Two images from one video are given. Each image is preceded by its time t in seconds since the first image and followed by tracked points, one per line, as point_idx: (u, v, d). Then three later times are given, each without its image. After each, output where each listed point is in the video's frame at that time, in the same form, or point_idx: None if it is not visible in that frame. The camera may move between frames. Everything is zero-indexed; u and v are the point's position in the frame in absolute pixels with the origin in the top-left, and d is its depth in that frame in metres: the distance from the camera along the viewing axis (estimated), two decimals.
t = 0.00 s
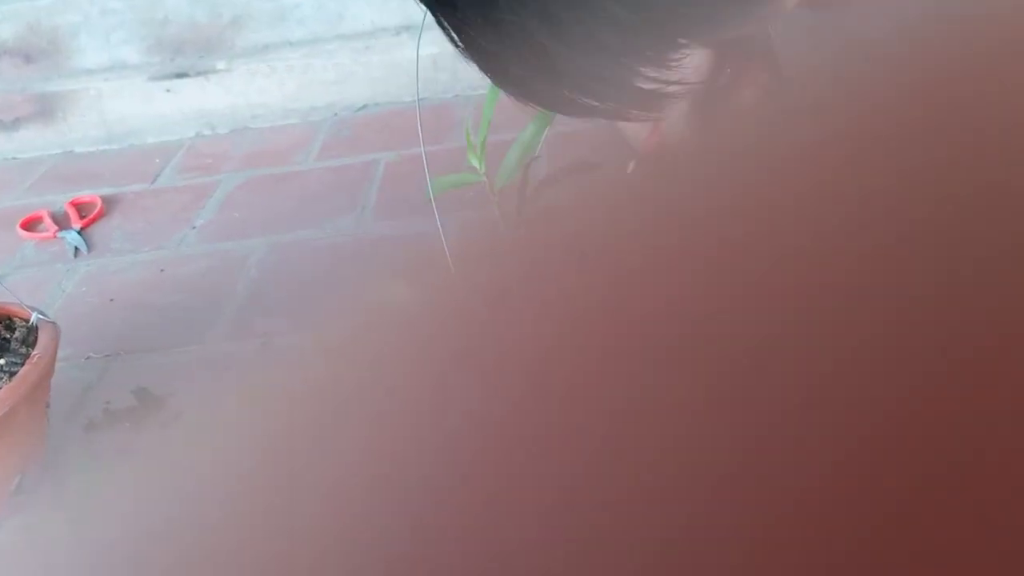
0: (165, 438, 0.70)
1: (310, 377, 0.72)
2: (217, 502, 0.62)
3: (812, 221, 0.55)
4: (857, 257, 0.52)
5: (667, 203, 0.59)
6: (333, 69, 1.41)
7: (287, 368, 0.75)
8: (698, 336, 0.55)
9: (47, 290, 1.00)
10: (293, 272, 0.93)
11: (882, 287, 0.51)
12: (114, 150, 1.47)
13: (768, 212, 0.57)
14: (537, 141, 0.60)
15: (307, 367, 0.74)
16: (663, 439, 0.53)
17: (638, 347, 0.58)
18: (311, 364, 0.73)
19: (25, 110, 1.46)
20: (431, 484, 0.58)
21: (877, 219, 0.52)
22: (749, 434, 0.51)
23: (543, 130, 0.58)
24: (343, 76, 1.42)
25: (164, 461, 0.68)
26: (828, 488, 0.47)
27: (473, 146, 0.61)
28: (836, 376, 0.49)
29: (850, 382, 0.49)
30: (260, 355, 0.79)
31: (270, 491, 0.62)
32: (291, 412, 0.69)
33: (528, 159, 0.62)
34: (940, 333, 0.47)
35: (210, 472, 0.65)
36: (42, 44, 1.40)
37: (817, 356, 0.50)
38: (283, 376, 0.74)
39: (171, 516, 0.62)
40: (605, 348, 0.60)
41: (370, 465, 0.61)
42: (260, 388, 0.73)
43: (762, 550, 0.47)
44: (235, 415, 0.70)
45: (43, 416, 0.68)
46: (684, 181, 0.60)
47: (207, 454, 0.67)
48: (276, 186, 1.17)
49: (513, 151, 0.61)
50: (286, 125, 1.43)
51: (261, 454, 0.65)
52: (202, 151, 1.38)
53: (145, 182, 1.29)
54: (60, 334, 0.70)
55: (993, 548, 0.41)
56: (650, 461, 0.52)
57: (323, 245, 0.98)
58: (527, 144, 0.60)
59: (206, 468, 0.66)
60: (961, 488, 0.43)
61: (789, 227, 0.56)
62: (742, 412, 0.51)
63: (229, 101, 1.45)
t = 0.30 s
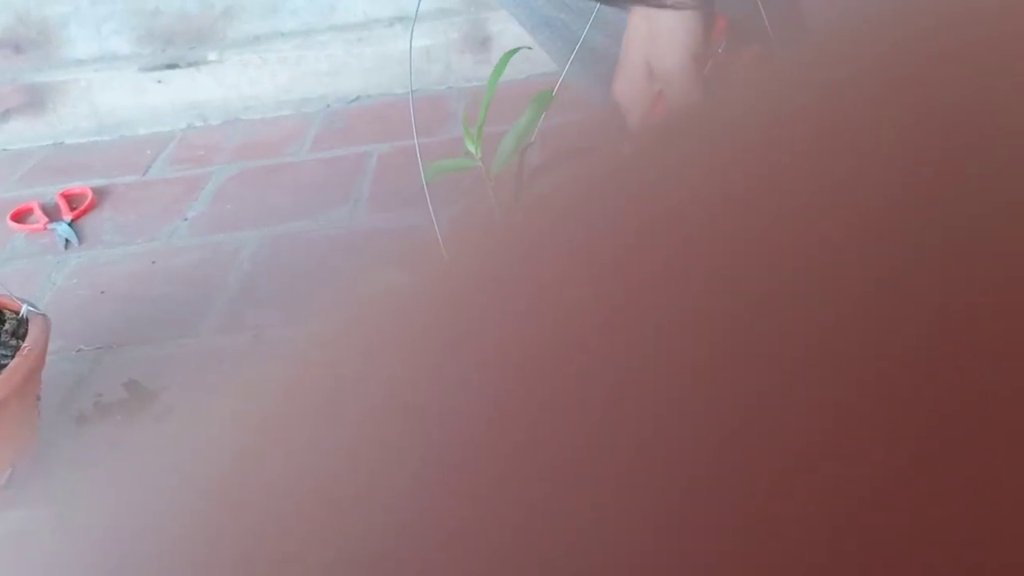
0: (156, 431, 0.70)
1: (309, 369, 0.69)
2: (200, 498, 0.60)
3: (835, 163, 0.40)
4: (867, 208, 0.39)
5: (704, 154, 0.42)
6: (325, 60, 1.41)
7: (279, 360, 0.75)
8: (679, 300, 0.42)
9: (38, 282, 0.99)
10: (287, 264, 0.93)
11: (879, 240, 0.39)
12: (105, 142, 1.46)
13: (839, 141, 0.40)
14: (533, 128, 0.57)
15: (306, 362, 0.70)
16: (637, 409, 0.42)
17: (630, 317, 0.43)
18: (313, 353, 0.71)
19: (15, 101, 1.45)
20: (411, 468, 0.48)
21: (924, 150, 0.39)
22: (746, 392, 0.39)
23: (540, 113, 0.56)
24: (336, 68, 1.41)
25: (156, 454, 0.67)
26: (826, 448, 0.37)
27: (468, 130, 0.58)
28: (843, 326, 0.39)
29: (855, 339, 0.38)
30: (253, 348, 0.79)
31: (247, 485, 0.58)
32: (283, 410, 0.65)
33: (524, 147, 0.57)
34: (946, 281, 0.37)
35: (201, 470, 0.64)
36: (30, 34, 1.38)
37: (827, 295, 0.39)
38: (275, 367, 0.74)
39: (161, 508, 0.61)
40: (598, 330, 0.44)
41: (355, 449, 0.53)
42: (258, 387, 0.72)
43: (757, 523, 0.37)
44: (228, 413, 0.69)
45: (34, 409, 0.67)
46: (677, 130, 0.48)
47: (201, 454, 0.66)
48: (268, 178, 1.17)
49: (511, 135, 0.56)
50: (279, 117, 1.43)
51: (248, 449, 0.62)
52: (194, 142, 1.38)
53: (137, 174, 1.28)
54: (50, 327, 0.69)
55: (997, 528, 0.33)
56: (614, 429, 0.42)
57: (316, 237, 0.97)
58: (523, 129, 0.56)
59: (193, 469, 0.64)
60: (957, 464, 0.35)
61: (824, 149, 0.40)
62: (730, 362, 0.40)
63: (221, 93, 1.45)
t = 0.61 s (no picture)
0: (151, 423, 0.69)
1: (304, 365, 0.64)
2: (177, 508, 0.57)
3: (835, 161, 0.35)
4: (872, 204, 0.33)
5: (730, 125, 0.37)
6: (320, 51, 1.39)
7: (276, 351, 0.75)
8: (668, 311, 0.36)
9: (31, 274, 0.99)
10: (282, 257, 0.92)
11: (887, 238, 0.33)
12: (99, 133, 1.45)
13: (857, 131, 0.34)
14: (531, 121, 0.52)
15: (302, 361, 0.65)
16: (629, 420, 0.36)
17: (633, 321, 0.36)
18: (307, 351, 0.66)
19: (9, 93, 1.44)
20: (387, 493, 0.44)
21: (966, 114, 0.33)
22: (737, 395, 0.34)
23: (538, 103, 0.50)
24: (331, 59, 1.40)
25: (149, 445, 0.67)
26: (824, 469, 0.32)
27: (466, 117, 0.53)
28: (843, 323, 0.33)
29: (864, 332, 0.32)
30: (249, 340, 0.79)
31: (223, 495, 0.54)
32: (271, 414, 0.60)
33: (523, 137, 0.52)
34: (950, 263, 0.32)
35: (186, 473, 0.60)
36: (25, 25, 1.37)
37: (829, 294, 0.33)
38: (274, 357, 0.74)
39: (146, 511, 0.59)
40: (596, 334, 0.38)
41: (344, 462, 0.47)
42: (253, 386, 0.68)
43: (748, 541, 0.33)
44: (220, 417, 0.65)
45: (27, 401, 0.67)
46: (706, 105, 0.40)
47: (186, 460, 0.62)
48: (263, 170, 1.16)
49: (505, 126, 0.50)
50: (274, 108, 1.42)
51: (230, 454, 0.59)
52: (188, 133, 1.37)
53: (130, 165, 1.27)
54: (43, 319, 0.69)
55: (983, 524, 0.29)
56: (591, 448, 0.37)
57: (311, 229, 0.97)
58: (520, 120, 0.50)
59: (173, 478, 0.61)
60: (964, 461, 0.30)
61: (815, 148, 0.35)
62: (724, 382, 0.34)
63: (215, 84, 1.43)
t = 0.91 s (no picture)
0: (133, 422, 0.68)
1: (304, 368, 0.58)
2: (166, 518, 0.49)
3: (830, 161, 0.32)
4: (859, 225, 0.30)
5: (706, 129, 0.37)
6: (308, 47, 1.38)
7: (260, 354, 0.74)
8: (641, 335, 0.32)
9: (13, 270, 0.97)
10: (269, 255, 0.91)
11: (887, 241, 0.29)
12: (83, 128, 1.43)
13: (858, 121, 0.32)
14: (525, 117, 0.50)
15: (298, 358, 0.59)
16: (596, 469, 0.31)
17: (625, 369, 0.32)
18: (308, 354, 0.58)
19: None
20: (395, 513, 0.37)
21: (970, 121, 0.30)
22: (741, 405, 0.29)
23: (534, 101, 0.49)
24: (320, 55, 1.39)
25: (130, 444, 0.65)
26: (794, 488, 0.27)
27: (461, 115, 0.53)
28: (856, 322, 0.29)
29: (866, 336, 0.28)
30: (234, 339, 0.78)
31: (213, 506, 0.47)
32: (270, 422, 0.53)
33: (516, 135, 0.50)
34: (952, 264, 0.28)
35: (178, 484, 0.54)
36: (10, 19, 1.36)
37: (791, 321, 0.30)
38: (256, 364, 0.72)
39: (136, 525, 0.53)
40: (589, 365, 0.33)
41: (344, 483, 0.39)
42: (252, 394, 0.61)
43: (752, 547, 0.27)
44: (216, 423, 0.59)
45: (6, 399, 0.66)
46: (693, 129, 0.38)
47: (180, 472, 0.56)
48: (250, 166, 1.15)
49: (499, 122, 0.49)
50: (262, 104, 1.40)
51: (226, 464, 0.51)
52: (174, 129, 1.35)
53: (115, 161, 1.26)
54: (24, 316, 0.68)
55: (1007, 498, 0.24)
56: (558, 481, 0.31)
57: (297, 226, 0.96)
58: (514, 116, 0.49)
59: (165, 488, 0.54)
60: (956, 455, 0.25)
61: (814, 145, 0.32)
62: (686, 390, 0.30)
63: (202, 79, 1.42)
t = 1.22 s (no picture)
0: (119, 416, 0.68)
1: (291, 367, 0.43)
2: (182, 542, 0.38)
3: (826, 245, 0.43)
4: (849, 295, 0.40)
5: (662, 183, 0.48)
6: (299, 40, 1.37)
7: (247, 350, 0.74)
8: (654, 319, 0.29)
9: None
10: (257, 249, 0.91)
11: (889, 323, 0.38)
12: (71, 120, 1.42)
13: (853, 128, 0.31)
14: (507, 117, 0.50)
15: (283, 345, 0.43)
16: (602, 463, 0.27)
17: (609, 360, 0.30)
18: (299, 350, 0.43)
19: None
20: (380, 530, 0.36)
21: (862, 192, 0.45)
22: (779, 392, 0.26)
23: (517, 100, 0.48)
24: (311, 49, 1.38)
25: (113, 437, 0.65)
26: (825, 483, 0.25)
27: (444, 114, 0.52)
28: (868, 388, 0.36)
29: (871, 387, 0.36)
30: (221, 333, 0.77)
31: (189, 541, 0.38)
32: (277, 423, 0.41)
33: (500, 134, 0.50)
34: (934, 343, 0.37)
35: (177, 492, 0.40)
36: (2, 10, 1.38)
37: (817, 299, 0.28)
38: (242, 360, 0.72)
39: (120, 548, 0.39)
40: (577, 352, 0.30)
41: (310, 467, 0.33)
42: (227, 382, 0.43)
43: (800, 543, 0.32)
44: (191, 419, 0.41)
45: None
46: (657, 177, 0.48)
47: (168, 469, 0.40)
48: (240, 159, 1.14)
49: (481, 120, 0.48)
50: (252, 97, 1.39)
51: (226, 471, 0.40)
52: (163, 122, 1.34)
53: (103, 153, 1.25)
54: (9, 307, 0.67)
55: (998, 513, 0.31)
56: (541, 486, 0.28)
57: (285, 220, 0.95)
58: (497, 116, 0.48)
59: (153, 499, 0.40)
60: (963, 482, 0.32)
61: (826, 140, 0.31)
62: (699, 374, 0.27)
63: (191, 71, 1.41)
